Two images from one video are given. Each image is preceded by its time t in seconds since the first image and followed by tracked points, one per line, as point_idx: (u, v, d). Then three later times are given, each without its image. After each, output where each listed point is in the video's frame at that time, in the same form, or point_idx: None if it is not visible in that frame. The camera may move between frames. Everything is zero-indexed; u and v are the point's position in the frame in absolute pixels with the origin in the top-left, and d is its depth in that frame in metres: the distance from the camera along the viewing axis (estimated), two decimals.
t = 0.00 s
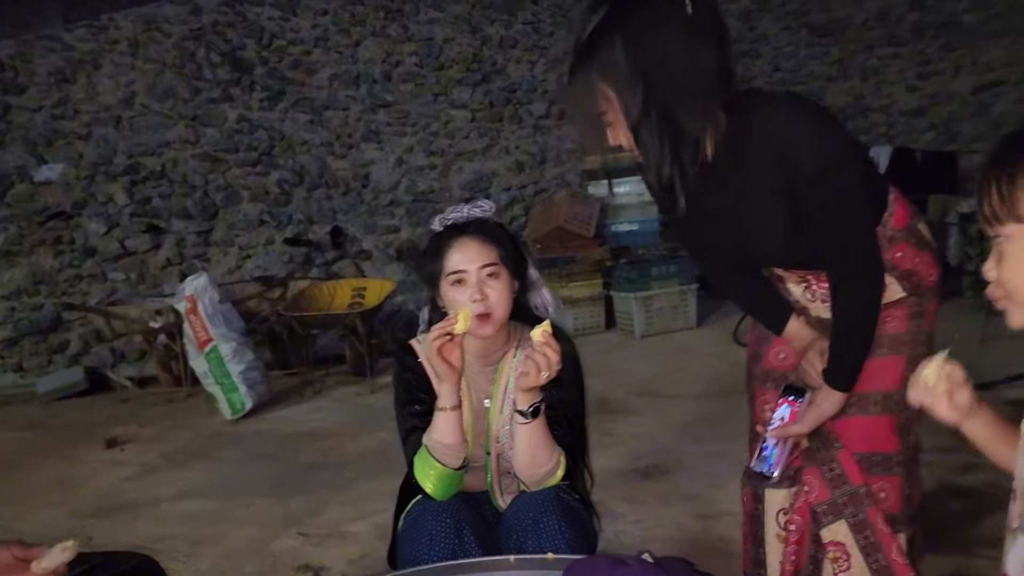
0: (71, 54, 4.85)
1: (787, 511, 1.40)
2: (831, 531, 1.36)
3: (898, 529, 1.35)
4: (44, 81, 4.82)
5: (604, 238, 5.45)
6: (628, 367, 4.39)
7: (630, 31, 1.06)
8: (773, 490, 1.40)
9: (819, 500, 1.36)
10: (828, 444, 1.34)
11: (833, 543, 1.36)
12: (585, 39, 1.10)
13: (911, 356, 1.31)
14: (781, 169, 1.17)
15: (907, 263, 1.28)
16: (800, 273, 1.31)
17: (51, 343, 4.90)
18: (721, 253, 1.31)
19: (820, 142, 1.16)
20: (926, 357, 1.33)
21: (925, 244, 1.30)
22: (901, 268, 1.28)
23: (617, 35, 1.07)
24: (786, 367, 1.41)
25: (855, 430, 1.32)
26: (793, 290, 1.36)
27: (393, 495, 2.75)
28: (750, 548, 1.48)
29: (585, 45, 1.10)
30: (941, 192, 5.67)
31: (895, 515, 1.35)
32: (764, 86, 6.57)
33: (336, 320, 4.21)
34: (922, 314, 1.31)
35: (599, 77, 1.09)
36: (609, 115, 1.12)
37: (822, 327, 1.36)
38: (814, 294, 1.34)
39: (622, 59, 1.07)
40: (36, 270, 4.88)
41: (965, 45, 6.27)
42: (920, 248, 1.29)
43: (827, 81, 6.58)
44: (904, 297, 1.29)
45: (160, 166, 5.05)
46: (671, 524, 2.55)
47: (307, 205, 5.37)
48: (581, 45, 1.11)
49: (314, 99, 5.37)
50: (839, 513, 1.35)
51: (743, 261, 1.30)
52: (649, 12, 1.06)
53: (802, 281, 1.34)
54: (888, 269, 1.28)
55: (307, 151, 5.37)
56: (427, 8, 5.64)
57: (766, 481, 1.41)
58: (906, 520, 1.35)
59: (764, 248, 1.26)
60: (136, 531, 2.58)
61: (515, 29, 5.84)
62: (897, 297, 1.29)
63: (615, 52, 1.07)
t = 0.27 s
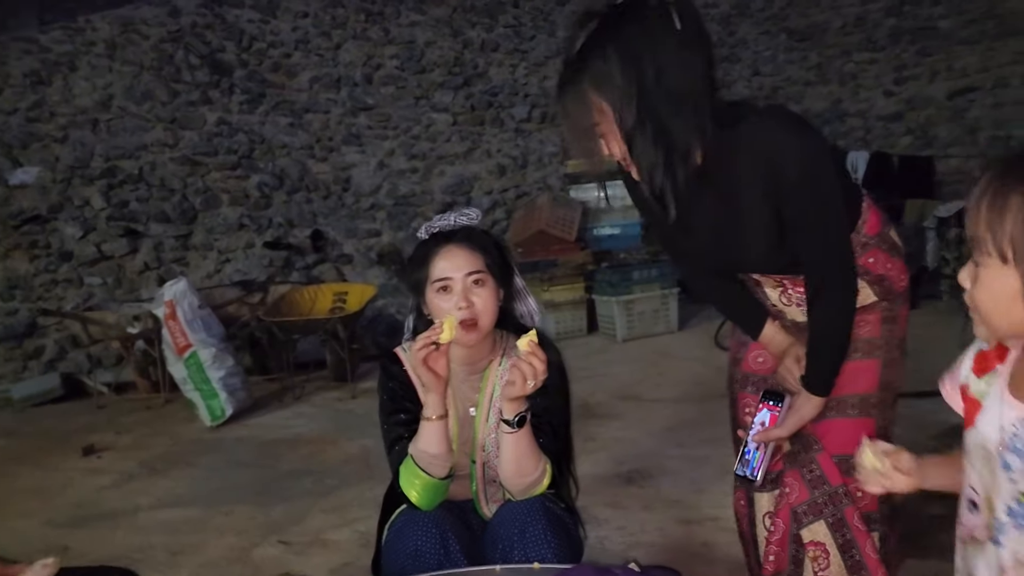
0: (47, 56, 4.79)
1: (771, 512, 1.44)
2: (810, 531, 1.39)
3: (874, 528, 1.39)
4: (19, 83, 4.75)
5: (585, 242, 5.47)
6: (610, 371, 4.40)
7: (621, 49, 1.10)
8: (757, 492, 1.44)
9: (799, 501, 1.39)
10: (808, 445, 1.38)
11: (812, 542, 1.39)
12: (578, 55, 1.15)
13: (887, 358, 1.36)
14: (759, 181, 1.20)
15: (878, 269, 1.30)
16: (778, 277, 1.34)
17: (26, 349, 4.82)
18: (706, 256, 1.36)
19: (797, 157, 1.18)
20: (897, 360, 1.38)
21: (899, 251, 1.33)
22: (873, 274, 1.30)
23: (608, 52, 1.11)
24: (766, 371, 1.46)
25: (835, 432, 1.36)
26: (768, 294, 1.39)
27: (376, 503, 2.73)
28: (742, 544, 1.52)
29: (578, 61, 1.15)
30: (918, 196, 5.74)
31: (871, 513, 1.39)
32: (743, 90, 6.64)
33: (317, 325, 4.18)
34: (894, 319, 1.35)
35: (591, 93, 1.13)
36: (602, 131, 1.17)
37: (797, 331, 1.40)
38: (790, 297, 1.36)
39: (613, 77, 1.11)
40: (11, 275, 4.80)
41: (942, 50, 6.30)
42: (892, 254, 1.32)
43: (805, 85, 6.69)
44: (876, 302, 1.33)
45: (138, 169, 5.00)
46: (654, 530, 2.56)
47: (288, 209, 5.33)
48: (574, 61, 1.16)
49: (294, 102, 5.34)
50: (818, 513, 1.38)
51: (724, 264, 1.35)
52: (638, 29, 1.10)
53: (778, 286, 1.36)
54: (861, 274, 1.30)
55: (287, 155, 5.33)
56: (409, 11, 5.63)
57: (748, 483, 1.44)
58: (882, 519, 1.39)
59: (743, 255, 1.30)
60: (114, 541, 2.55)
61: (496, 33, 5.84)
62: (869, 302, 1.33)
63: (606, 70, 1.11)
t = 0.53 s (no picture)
0: (22, 57, 4.72)
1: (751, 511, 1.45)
2: (790, 531, 1.39)
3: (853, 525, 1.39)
4: None
5: (565, 244, 5.45)
6: (590, 373, 4.41)
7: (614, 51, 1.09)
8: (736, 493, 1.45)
9: (776, 501, 1.40)
10: (783, 446, 1.39)
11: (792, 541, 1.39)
12: (567, 57, 1.12)
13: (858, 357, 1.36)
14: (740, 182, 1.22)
15: (846, 266, 1.34)
16: (749, 277, 1.38)
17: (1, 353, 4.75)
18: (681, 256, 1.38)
19: (774, 158, 1.20)
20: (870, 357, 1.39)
21: (865, 248, 1.37)
22: (841, 270, 1.33)
23: (602, 55, 1.09)
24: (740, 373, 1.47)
25: (811, 431, 1.37)
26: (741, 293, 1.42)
27: (356, 507, 2.73)
28: (723, 544, 1.53)
29: (567, 65, 1.12)
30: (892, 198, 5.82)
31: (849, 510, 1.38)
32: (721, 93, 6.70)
33: (297, 328, 4.16)
34: (863, 316, 1.37)
35: (585, 98, 1.12)
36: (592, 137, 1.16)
37: (767, 328, 1.43)
38: (761, 294, 1.39)
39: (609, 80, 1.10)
40: None
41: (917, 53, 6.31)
42: (860, 252, 1.36)
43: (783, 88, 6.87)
44: (845, 299, 1.35)
45: (114, 171, 4.95)
46: (633, 532, 2.57)
47: (267, 211, 5.30)
48: (562, 64, 1.13)
49: (274, 104, 5.31)
50: (795, 511, 1.38)
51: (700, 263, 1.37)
52: (629, 32, 1.09)
53: (749, 284, 1.39)
54: (829, 269, 1.34)
55: (266, 157, 5.30)
56: (389, 13, 5.61)
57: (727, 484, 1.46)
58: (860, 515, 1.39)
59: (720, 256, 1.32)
60: (90, 548, 2.52)
61: (476, 35, 5.85)
62: (838, 299, 1.35)
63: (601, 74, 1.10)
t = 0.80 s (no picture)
0: None
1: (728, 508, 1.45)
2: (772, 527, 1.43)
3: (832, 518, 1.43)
4: None
5: (547, 245, 5.35)
6: (572, 374, 4.43)
7: (606, 43, 1.08)
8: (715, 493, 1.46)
9: (758, 497, 1.42)
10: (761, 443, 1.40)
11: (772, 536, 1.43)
12: (555, 48, 1.10)
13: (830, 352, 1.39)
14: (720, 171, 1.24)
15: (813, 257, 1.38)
16: (717, 270, 1.39)
17: None
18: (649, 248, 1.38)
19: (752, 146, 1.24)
20: (841, 351, 1.42)
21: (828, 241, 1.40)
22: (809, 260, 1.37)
23: (593, 46, 1.08)
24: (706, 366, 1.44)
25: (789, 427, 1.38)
26: (706, 286, 1.41)
27: (337, 509, 2.73)
28: (695, 546, 1.52)
29: (555, 56, 1.10)
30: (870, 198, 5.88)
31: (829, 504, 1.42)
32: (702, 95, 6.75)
33: (277, 330, 4.15)
34: (832, 309, 1.39)
35: (577, 91, 1.10)
36: (579, 130, 1.15)
37: (733, 324, 1.41)
38: (730, 287, 1.39)
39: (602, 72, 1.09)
40: None
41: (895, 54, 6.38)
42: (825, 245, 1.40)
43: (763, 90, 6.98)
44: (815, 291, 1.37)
45: (92, 173, 4.91)
46: (614, 532, 2.59)
47: (247, 213, 5.27)
48: (549, 55, 1.10)
49: (254, 105, 5.30)
50: (778, 507, 1.42)
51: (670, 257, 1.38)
52: (619, 22, 1.09)
53: (718, 278, 1.40)
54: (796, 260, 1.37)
55: (246, 158, 5.27)
56: (370, 14, 5.61)
57: (704, 485, 1.46)
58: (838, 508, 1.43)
59: (694, 248, 1.34)
60: (67, 553, 2.50)
61: (457, 37, 5.86)
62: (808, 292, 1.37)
63: (595, 66, 1.09)
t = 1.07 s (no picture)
0: None
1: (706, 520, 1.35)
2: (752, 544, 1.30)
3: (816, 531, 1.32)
4: None
5: (533, 244, 5.37)
6: (557, 372, 4.44)
7: (593, 24, 1.04)
8: (694, 504, 1.37)
9: (742, 509, 1.31)
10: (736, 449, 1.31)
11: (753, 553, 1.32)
12: (540, 30, 1.05)
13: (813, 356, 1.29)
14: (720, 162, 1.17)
15: (793, 258, 1.27)
16: (694, 267, 1.30)
17: None
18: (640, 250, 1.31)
19: (755, 135, 1.16)
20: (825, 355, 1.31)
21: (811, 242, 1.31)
22: (789, 262, 1.27)
23: (579, 28, 1.04)
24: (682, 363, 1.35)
25: (767, 433, 1.29)
26: (683, 283, 1.32)
27: (321, 509, 2.72)
28: (671, 564, 1.41)
29: (540, 38, 1.05)
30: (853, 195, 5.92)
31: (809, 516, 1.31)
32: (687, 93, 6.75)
33: (261, 329, 4.14)
34: (814, 313, 1.28)
35: (563, 75, 1.05)
36: (565, 118, 1.09)
37: (708, 323, 1.31)
38: (707, 285, 1.30)
39: (588, 55, 1.05)
40: None
41: (878, 52, 6.42)
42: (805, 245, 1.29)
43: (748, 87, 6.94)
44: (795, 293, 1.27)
45: (74, 173, 4.87)
46: (597, 529, 2.59)
47: (231, 212, 5.24)
48: (532, 37, 1.06)
49: (237, 104, 5.27)
50: (763, 519, 1.30)
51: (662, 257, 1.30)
52: (608, 2, 1.05)
53: (695, 273, 1.31)
54: (775, 260, 1.27)
55: (230, 157, 5.24)
56: (354, 12, 5.60)
57: (682, 495, 1.37)
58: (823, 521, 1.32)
59: (689, 246, 1.26)
60: (49, 556, 2.48)
61: (442, 34, 5.84)
62: (786, 294, 1.27)
63: (580, 48, 1.05)
